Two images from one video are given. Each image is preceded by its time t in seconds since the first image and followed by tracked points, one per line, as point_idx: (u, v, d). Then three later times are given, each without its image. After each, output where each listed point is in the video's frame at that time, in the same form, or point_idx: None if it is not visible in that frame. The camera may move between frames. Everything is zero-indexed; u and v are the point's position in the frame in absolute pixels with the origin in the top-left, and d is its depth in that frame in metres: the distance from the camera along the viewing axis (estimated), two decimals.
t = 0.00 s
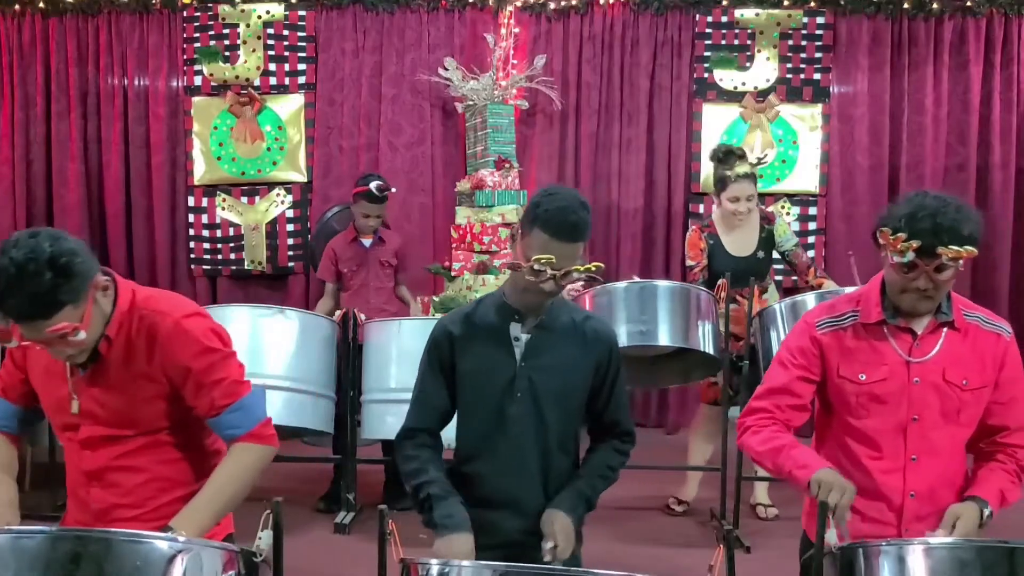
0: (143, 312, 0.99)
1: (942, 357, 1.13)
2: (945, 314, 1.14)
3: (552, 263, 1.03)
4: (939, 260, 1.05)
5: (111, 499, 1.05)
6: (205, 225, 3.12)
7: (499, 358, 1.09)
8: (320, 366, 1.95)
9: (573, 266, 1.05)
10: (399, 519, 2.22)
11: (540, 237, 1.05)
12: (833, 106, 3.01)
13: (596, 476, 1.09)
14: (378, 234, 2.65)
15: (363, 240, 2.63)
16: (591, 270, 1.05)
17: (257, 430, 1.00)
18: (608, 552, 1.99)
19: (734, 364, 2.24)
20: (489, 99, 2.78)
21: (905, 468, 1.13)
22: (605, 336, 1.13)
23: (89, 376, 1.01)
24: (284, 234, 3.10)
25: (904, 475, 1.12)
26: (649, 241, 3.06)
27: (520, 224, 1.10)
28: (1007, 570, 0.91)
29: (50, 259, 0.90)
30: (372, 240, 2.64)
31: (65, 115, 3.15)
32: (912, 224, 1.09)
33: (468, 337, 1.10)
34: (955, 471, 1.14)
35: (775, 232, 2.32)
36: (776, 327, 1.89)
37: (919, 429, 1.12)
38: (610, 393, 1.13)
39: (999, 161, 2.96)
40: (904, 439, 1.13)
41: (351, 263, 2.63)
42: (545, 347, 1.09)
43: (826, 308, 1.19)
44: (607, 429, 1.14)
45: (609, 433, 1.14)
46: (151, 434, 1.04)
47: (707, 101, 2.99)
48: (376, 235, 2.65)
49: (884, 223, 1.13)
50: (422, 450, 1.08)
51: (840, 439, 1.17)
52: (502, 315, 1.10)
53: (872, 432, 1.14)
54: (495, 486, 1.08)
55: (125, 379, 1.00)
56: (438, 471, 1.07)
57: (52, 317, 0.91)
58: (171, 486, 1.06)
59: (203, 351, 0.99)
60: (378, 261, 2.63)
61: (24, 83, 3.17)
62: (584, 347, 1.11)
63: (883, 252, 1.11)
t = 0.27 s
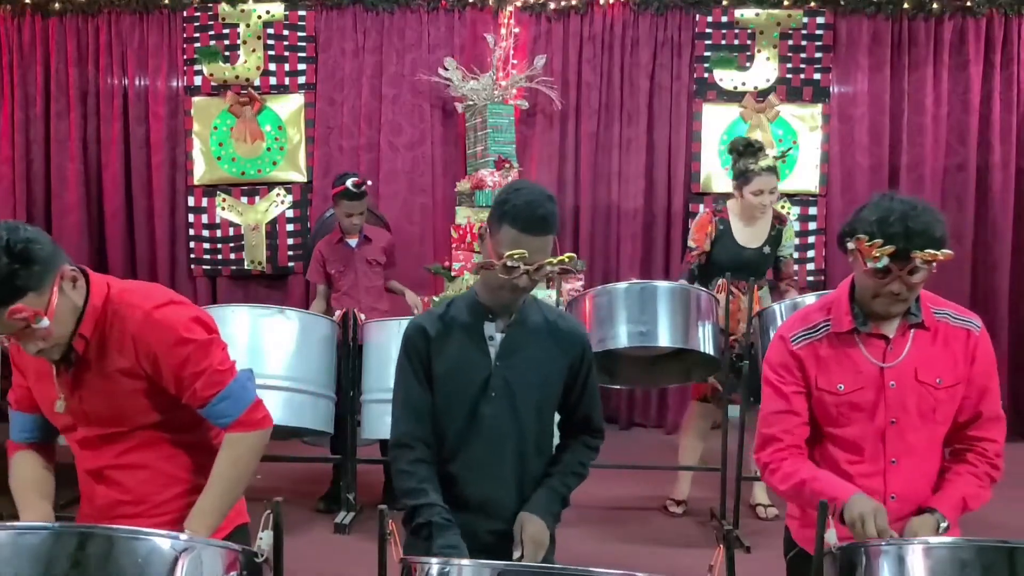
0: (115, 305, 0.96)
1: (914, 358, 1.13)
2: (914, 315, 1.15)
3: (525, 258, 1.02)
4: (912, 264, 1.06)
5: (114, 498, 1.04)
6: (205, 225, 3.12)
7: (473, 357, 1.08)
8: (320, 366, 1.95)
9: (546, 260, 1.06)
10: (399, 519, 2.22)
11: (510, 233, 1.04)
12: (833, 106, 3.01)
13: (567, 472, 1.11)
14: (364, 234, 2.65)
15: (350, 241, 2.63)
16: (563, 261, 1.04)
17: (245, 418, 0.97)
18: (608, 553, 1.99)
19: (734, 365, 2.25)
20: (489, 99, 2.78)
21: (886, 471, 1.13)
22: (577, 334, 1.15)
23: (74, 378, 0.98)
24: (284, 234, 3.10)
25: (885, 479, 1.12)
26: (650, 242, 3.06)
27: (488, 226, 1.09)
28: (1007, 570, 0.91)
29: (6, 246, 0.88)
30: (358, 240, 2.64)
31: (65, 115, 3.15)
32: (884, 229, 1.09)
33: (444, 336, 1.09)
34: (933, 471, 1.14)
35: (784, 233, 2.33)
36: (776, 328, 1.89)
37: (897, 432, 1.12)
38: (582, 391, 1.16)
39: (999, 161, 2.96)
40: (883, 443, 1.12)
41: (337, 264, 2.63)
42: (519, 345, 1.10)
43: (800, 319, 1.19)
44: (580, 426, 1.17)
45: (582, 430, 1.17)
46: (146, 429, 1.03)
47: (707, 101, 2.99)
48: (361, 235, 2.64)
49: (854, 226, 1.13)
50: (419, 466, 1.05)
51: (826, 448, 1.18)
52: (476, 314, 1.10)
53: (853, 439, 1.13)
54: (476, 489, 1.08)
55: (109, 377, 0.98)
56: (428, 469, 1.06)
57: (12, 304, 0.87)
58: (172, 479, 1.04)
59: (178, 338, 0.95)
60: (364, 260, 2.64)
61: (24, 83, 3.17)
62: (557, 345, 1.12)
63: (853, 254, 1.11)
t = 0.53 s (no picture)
0: (164, 310, 0.98)
1: (908, 354, 1.14)
2: (905, 311, 1.16)
3: (521, 261, 1.02)
4: (901, 248, 1.07)
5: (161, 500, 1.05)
6: (205, 225, 3.12)
7: (466, 361, 1.08)
8: (320, 366, 1.95)
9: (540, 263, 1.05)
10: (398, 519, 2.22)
11: (505, 235, 1.04)
12: (833, 106, 3.01)
13: (565, 479, 1.13)
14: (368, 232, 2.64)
15: (355, 240, 2.63)
16: (560, 262, 1.04)
17: (280, 430, 1.00)
18: (609, 553, 1.99)
19: (733, 365, 2.25)
20: (489, 99, 2.78)
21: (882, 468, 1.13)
22: (566, 336, 1.15)
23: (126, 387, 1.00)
24: (283, 234, 3.10)
25: (882, 476, 1.12)
26: (650, 242, 3.06)
27: (480, 227, 1.09)
28: (1008, 570, 0.91)
29: (47, 250, 0.89)
30: (363, 239, 2.63)
31: (65, 115, 3.15)
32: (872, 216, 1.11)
33: (434, 342, 1.08)
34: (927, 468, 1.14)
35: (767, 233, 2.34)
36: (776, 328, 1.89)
37: (893, 428, 1.12)
38: (573, 392, 1.16)
39: (999, 161, 2.96)
40: (879, 440, 1.13)
41: (343, 263, 2.64)
42: (513, 347, 1.09)
43: (794, 319, 1.20)
44: (569, 429, 1.17)
45: (572, 433, 1.17)
46: (195, 432, 1.04)
47: (707, 101, 2.99)
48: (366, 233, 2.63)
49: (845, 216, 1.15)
50: (411, 468, 1.06)
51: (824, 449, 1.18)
52: (468, 318, 1.09)
53: (851, 436, 1.14)
54: (478, 489, 1.08)
55: (157, 384, 0.99)
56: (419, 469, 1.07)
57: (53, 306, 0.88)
58: (214, 484, 1.06)
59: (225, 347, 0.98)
60: (369, 260, 2.61)
61: (24, 83, 3.17)
62: (549, 347, 1.12)
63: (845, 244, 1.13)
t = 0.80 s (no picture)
0: (238, 325, 1.03)
1: (914, 355, 1.14)
2: (912, 312, 1.16)
3: (524, 268, 1.04)
4: (891, 230, 1.09)
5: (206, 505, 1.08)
6: (205, 225, 3.12)
7: (476, 355, 1.09)
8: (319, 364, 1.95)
9: (547, 265, 1.06)
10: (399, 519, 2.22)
11: (511, 238, 1.04)
12: (833, 106, 3.01)
13: (588, 469, 1.11)
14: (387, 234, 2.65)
15: (372, 239, 2.64)
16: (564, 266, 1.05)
17: (311, 465, 1.02)
18: (608, 553, 1.99)
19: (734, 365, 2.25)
20: (489, 99, 2.78)
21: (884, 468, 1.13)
22: (582, 327, 1.14)
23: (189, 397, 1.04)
24: (284, 234, 3.10)
25: (884, 476, 1.13)
26: (649, 242, 3.06)
27: (489, 227, 1.09)
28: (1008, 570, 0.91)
29: (134, 265, 0.92)
30: (380, 241, 2.64)
31: (65, 115, 3.15)
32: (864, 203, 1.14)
33: (440, 339, 1.10)
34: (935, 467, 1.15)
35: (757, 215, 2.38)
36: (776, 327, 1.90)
37: (896, 429, 1.13)
38: (592, 383, 1.15)
39: (1000, 161, 2.96)
40: (882, 440, 1.13)
41: (358, 262, 2.64)
42: (523, 340, 1.10)
43: (799, 318, 1.19)
44: (592, 420, 1.16)
45: (595, 423, 1.15)
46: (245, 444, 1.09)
47: (708, 101, 2.99)
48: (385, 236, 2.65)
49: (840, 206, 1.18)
50: (407, 448, 1.09)
51: (826, 449, 1.17)
52: (477, 313, 1.10)
53: (852, 437, 1.14)
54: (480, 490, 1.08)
55: (215, 395, 1.04)
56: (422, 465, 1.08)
57: (135, 322, 0.91)
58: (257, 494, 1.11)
59: (289, 373, 1.02)
60: (384, 262, 2.62)
61: (24, 83, 3.17)
62: (562, 339, 1.12)
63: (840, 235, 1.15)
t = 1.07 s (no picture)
0: (287, 321, 1.07)
1: (936, 355, 1.16)
2: (937, 311, 1.18)
3: (540, 284, 1.04)
4: (901, 221, 1.14)
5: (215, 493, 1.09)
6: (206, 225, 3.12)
7: (502, 364, 1.10)
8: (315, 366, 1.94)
9: (566, 282, 1.06)
10: (399, 519, 2.22)
11: (531, 252, 1.05)
12: (833, 106, 3.00)
13: (604, 474, 1.09)
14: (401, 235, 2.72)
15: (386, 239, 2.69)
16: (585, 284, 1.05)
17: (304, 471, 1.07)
18: (608, 553, 1.99)
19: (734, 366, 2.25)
20: (489, 99, 2.78)
21: (903, 468, 1.15)
22: (612, 336, 1.12)
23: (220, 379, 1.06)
24: (285, 234, 3.10)
25: (902, 475, 1.14)
26: (649, 242, 3.06)
27: (516, 236, 1.10)
28: (1007, 570, 0.91)
29: (211, 253, 0.96)
30: (394, 240, 2.70)
31: (65, 115, 3.15)
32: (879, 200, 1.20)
33: (468, 341, 1.11)
34: (955, 471, 1.15)
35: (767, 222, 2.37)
36: (776, 327, 1.89)
37: (915, 429, 1.14)
38: (622, 390, 1.12)
39: (1000, 161, 2.96)
40: (901, 439, 1.15)
41: (369, 259, 2.68)
42: (548, 348, 1.09)
43: (822, 313, 1.22)
44: (624, 428, 1.13)
45: (625, 432, 1.13)
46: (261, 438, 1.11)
47: (708, 101, 2.99)
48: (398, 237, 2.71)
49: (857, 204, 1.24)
50: (427, 437, 1.14)
51: (841, 444, 1.20)
52: (504, 319, 1.11)
53: (870, 433, 1.16)
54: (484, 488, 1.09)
55: (245, 388, 1.06)
56: (439, 455, 1.13)
57: (205, 309, 0.97)
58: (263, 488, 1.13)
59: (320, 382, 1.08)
60: (396, 262, 2.69)
61: (23, 82, 3.17)
62: (589, 348, 1.11)
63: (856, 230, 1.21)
